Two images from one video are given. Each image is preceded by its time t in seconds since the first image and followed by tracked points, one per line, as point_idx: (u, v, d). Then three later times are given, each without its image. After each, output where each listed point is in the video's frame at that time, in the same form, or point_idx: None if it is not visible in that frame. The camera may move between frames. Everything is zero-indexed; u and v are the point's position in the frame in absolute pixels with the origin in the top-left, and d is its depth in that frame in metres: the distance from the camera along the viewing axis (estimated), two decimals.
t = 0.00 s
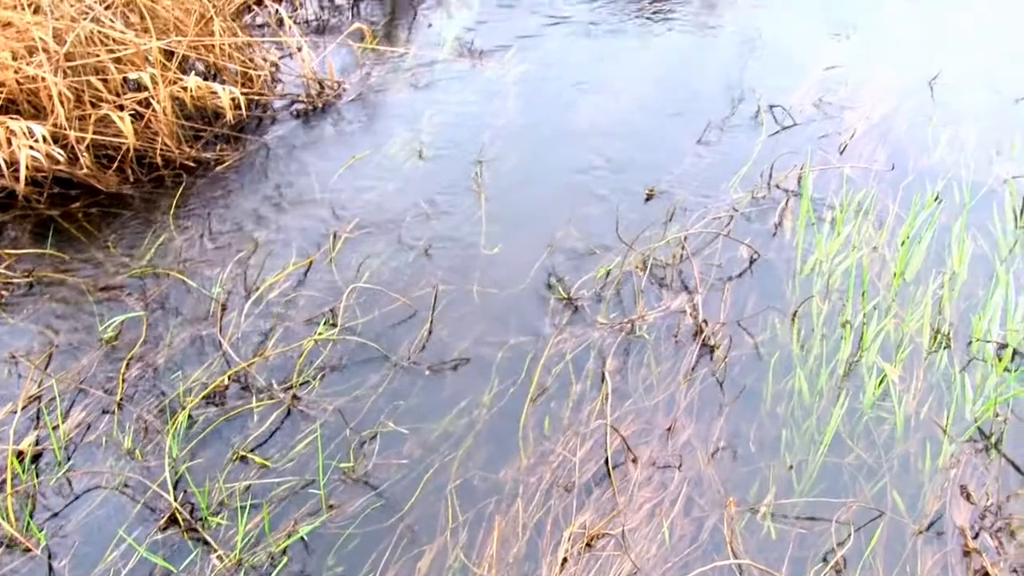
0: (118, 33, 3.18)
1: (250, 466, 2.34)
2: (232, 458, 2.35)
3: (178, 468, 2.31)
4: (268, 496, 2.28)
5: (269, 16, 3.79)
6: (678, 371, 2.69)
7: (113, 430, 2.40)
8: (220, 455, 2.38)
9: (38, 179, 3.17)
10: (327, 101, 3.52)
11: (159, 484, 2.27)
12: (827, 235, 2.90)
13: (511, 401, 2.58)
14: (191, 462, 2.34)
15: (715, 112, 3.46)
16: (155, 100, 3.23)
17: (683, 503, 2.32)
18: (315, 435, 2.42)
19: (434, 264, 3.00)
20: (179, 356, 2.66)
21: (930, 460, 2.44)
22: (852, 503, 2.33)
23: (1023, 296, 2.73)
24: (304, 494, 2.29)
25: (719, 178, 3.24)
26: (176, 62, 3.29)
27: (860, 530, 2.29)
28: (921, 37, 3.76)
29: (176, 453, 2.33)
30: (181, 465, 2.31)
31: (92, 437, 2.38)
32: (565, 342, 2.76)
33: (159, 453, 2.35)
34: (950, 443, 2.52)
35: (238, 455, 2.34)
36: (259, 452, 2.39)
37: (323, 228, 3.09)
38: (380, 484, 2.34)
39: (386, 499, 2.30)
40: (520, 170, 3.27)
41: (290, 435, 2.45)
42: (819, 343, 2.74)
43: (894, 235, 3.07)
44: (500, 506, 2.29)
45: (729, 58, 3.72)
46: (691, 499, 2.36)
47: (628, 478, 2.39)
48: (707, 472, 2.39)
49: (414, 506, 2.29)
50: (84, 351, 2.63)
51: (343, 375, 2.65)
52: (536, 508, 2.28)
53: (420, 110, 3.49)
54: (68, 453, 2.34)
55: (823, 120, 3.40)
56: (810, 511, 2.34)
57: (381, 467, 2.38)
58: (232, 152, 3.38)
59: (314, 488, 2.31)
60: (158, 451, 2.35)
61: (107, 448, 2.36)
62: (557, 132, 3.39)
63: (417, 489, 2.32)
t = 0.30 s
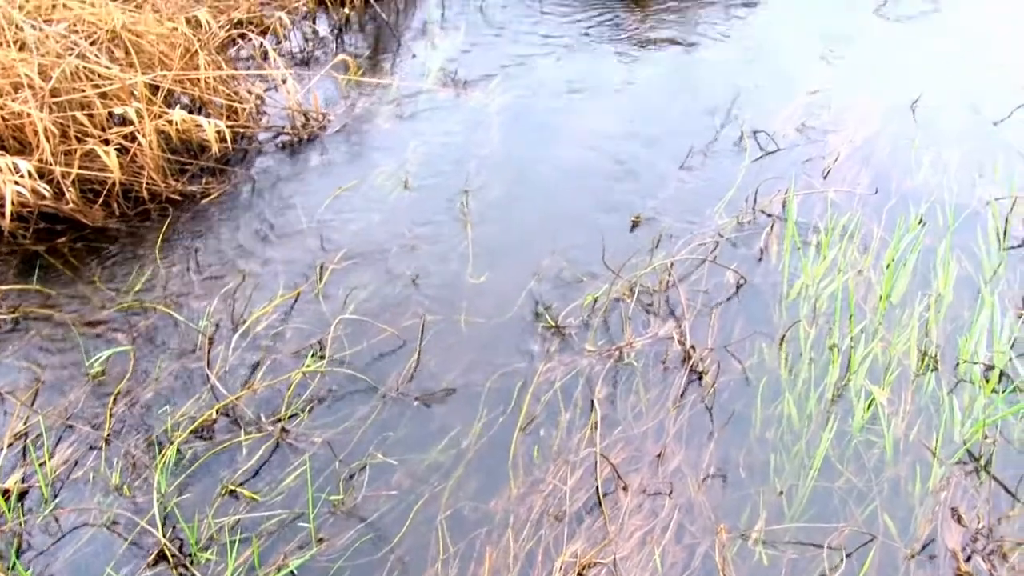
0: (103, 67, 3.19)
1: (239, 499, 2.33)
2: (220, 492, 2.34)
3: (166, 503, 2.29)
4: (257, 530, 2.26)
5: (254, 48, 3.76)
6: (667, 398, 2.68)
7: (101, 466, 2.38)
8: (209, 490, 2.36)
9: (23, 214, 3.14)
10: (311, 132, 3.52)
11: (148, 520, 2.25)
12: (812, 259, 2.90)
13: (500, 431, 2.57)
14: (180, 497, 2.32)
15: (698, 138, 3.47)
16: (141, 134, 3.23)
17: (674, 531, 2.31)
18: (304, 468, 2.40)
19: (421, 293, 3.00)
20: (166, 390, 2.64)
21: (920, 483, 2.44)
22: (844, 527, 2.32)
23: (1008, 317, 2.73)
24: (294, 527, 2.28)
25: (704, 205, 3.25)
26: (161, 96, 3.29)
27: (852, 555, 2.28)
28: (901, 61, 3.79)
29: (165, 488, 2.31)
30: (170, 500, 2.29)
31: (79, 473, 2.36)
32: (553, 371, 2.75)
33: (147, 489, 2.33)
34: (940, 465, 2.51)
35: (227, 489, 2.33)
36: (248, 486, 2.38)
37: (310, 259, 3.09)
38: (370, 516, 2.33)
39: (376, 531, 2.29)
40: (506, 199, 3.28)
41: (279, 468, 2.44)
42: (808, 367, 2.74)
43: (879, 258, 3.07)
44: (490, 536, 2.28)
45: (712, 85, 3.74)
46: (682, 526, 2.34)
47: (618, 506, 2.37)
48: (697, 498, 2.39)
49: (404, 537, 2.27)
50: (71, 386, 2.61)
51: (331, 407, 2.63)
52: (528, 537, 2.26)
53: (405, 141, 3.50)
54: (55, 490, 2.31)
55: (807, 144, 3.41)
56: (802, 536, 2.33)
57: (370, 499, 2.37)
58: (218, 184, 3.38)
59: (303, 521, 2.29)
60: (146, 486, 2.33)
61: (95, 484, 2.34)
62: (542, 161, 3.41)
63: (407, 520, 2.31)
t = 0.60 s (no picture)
0: (81, 104, 3.17)
1: (227, 535, 2.31)
2: (208, 528, 2.32)
3: (153, 541, 2.27)
4: (245, 565, 2.25)
5: (233, 82, 3.74)
6: (653, 422, 2.68)
7: (85, 505, 2.36)
8: (196, 526, 2.35)
9: (2, 253, 3.12)
10: (293, 164, 3.53)
11: (135, 558, 2.23)
12: (794, 280, 2.92)
13: (487, 458, 2.56)
14: (166, 534, 2.30)
15: (677, 162, 3.50)
16: (121, 170, 3.23)
17: (663, 554, 2.30)
18: (291, 501, 2.39)
19: (405, 322, 2.99)
20: (151, 426, 2.62)
21: (906, 500, 2.45)
22: (831, 546, 2.33)
23: (988, 333, 2.75)
24: (282, 561, 2.27)
25: (685, 228, 3.26)
26: (140, 131, 3.29)
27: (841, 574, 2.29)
28: (879, 81, 3.83)
29: (152, 526, 2.30)
30: (156, 538, 2.28)
31: (64, 513, 2.34)
32: (539, 398, 2.74)
33: (133, 526, 2.31)
34: (925, 482, 2.53)
35: (214, 524, 2.32)
36: (235, 521, 2.36)
37: (293, 291, 3.08)
38: (358, 547, 2.32)
39: (364, 562, 2.28)
40: (488, 227, 3.28)
41: (266, 502, 2.43)
42: (792, 388, 2.74)
43: (860, 278, 3.09)
44: (479, 564, 2.26)
45: (691, 108, 3.77)
46: (671, 549, 2.34)
47: (607, 531, 2.36)
48: (686, 521, 2.38)
49: (393, 567, 2.26)
50: (53, 425, 2.59)
51: (317, 439, 2.62)
52: (517, 564, 2.24)
53: (386, 170, 3.51)
54: (39, 530, 2.29)
55: (786, 166, 3.44)
56: (790, 556, 2.33)
57: (358, 530, 2.36)
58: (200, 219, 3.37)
59: (291, 555, 2.28)
60: (132, 524, 2.32)
61: (80, 523, 2.32)
62: (523, 189, 3.42)
63: (395, 550, 2.30)
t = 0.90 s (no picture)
0: (53, 133, 3.16)
1: (205, 565, 2.29)
2: (185, 559, 2.30)
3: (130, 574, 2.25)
4: None
5: (208, 110, 3.71)
6: (631, 445, 2.67)
7: (60, 539, 2.33)
8: (173, 558, 2.33)
9: None
10: (268, 192, 3.51)
11: None
12: (770, 301, 2.93)
13: (466, 484, 2.55)
14: (143, 566, 2.28)
15: (652, 185, 3.52)
16: (95, 200, 3.20)
17: None
18: (270, 530, 2.37)
19: (383, 349, 2.98)
20: (128, 457, 2.59)
21: (883, 518, 2.45)
22: (810, 567, 2.34)
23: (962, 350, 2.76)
24: None
25: (661, 250, 3.27)
26: (114, 161, 3.27)
27: None
28: (852, 103, 3.86)
29: (128, 559, 2.27)
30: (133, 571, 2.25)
31: (38, 547, 2.32)
32: (518, 422, 2.73)
33: (109, 559, 2.29)
34: (902, 500, 2.53)
35: (192, 555, 2.30)
36: (214, 551, 2.34)
37: (270, 319, 3.07)
38: None
39: None
40: (464, 253, 3.29)
41: (245, 532, 2.41)
42: (770, 409, 2.74)
43: (835, 297, 3.10)
44: None
45: (666, 132, 3.79)
46: (652, 572, 2.33)
47: (587, 555, 2.35)
48: (666, 544, 2.37)
49: None
50: (28, 458, 2.57)
51: (296, 467, 2.60)
52: None
53: (363, 197, 3.51)
54: (13, 566, 2.27)
55: (760, 188, 3.46)
56: None
57: (338, 559, 2.34)
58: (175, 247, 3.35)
59: None
60: (108, 557, 2.29)
61: (55, 558, 2.29)
62: (499, 214, 3.43)
63: None
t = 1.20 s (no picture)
0: (29, 162, 3.15)
1: None
2: None
3: None
4: None
5: (185, 137, 3.70)
6: (611, 468, 2.64)
7: (36, 571, 2.28)
8: None
9: None
10: (246, 219, 3.50)
11: None
12: (747, 321, 2.91)
13: (447, 509, 2.52)
14: None
15: (629, 207, 3.53)
16: (71, 228, 3.19)
17: None
18: (250, 558, 2.33)
19: (362, 375, 2.96)
20: (106, 487, 2.55)
21: (864, 537, 2.41)
22: None
23: (938, 368, 2.75)
24: None
25: (638, 272, 3.27)
26: (90, 189, 3.26)
27: None
28: (827, 124, 3.89)
29: None
30: None
31: None
32: (498, 446, 2.70)
33: None
34: (882, 518, 2.48)
35: None
36: None
37: (248, 346, 3.05)
38: None
39: None
40: (442, 277, 3.28)
41: (224, 561, 2.36)
42: (749, 429, 2.72)
43: (813, 317, 3.09)
44: None
45: (643, 155, 3.80)
46: None
47: None
48: (647, 567, 2.34)
49: None
50: (3, 490, 2.52)
51: (276, 495, 2.56)
52: None
53: (340, 222, 3.51)
54: None
55: (737, 209, 3.48)
56: None
57: None
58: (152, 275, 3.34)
59: None
60: None
61: None
62: (475, 237, 3.43)
63: None
